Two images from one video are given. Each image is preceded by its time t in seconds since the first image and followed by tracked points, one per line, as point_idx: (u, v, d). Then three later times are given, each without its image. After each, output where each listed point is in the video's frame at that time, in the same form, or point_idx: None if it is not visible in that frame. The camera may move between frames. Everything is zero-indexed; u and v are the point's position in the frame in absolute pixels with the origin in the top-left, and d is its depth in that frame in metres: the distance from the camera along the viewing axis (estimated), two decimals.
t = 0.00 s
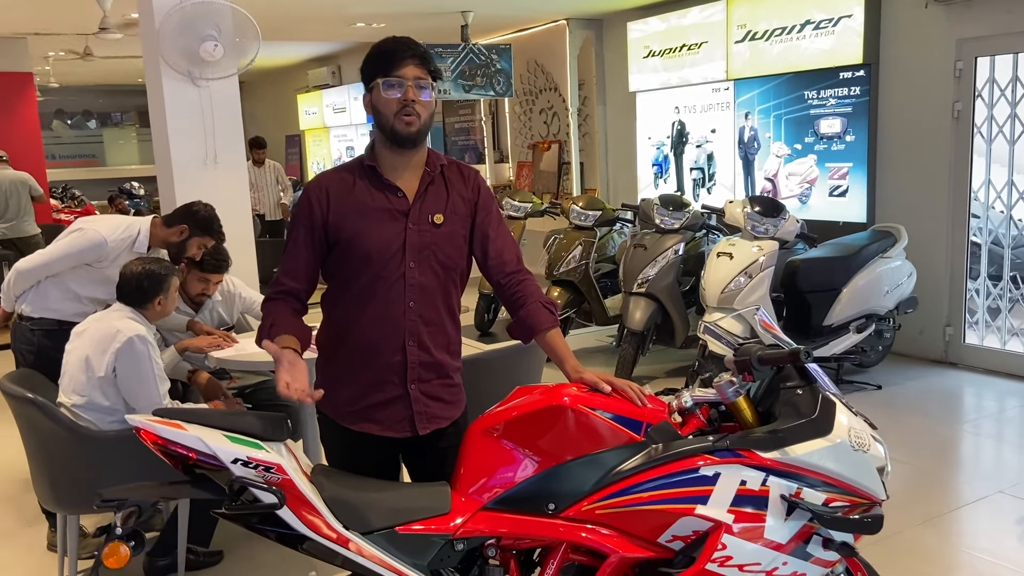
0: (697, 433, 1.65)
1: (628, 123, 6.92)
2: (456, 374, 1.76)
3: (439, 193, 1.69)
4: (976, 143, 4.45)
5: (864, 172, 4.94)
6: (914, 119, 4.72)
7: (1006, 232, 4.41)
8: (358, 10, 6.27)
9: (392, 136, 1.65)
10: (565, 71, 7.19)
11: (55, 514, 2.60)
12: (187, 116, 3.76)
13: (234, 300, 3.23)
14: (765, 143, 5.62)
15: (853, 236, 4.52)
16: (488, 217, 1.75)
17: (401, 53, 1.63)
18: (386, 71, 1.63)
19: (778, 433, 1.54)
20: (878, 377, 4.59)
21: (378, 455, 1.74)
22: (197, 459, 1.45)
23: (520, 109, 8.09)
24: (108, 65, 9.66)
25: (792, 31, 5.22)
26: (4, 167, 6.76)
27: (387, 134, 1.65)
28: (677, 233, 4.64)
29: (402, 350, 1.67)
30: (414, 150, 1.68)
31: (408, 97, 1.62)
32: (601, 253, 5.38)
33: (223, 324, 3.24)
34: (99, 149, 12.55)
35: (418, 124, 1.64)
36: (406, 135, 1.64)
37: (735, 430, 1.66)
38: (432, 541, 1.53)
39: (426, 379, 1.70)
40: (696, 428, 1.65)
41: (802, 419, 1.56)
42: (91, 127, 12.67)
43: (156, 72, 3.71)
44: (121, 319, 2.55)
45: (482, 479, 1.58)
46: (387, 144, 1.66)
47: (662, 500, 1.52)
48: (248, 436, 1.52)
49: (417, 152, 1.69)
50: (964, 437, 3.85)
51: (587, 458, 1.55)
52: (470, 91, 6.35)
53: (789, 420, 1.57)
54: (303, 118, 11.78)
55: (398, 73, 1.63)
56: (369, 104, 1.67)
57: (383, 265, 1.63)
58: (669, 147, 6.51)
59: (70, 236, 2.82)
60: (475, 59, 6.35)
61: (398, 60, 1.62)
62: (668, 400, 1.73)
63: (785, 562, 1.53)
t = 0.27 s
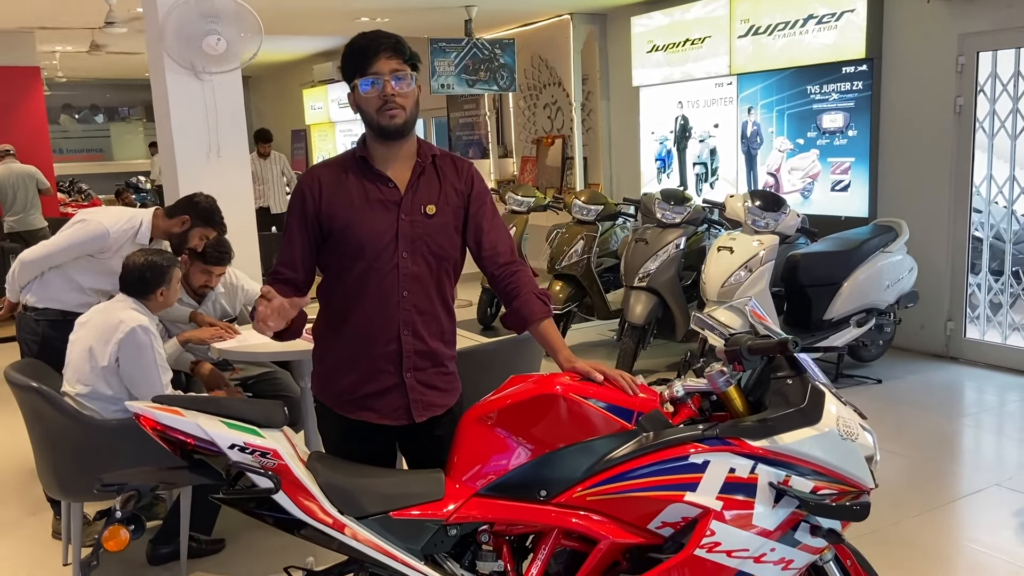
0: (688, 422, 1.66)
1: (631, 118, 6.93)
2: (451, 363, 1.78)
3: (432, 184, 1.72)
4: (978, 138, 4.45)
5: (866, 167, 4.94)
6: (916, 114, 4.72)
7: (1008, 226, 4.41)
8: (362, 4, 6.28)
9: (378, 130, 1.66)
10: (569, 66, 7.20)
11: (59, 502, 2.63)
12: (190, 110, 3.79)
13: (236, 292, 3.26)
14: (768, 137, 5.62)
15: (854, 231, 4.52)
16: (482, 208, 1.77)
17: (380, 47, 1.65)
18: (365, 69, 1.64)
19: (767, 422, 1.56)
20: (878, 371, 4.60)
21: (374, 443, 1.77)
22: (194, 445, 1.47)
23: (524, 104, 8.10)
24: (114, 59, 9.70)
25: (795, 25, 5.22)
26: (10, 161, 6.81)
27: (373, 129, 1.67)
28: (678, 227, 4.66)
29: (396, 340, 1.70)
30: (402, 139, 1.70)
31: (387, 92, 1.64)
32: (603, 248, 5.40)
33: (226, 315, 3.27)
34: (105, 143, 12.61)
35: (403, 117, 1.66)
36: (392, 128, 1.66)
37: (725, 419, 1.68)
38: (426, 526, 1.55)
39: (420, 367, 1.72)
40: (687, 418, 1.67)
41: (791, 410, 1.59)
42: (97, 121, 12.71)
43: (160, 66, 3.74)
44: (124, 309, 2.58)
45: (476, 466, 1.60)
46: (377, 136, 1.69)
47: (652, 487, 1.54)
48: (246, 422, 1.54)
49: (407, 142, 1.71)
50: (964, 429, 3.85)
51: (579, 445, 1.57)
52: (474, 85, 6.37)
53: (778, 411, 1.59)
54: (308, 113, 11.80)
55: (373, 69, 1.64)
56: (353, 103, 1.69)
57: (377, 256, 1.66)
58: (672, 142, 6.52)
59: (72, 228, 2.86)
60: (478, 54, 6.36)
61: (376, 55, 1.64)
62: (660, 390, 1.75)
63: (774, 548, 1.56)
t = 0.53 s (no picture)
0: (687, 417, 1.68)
1: (635, 115, 6.94)
2: (451, 358, 1.80)
3: (431, 180, 1.74)
4: (982, 135, 4.45)
5: (869, 164, 4.94)
6: (920, 112, 4.72)
7: (1011, 224, 4.41)
8: (367, 1, 6.30)
9: (368, 130, 1.69)
10: (573, 63, 7.21)
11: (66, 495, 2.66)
12: (196, 106, 3.82)
13: (242, 288, 3.29)
14: (772, 135, 5.62)
15: (858, 228, 4.53)
16: (481, 204, 1.79)
17: (364, 46, 1.66)
18: (348, 69, 1.66)
19: (764, 417, 1.58)
20: (881, 368, 4.61)
21: (376, 437, 1.79)
22: (199, 437, 1.50)
23: (529, 101, 8.11)
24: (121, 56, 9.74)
25: (799, 23, 5.22)
26: (18, 157, 6.85)
27: (363, 129, 1.70)
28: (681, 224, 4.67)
29: (398, 335, 1.72)
30: (398, 136, 1.72)
31: (372, 91, 1.66)
32: (607, 244, 5.41)
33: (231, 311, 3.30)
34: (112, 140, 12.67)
35: (389, 115, 1.68)
36: (381, 127, 1.68)
37: (724, 413, 1.70)
38: (427, 518, 1.58)
39: (422, 362, 1.75)
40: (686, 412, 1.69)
41: (787, 405, 1.60)
42: (104, 117, 12.78)
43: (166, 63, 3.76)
44: (131, 304, 2.62)
45: (477, 459, 1.62)
46: (372, 135, 1.71)
47: (651, 480, 1.56)
48: (251, 415, 1.57)
49: (403, 139, 1.74)
50: (966, 426, 3.86)
51: (579, 439, 1.59)
52: (479, 82, 6.39)
53: (775, 406, 1.61)
54: (314, 110, 11.83)
55: (357, 68, 1.65)
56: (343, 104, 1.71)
57: (378, 253, 1.68)
58: (677, 139, 6.53)
59: (77, 222, 2.89)
60: (483, 51, 6.38)
61: (360, 54, 1.65)
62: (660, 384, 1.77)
63: (771, 541, 1.57)
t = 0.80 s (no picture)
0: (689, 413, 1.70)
1: (639, 112, 6.94)
2: (454, 354, 1.82)
3: (431, 177, 1.75)
4: (986, 133, 4.45)
5: (873, 162, 4.94)
6: (923, 110, 4.72)
7: (1014, 222, 4.41)
8: None
9: (369, 125, 1.70)
10: (577, 60, 7.21)
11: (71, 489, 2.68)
12: (201, 103, 3.83)
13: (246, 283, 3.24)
14: (775, 132, 5.62)
15: (861, 226, 4.53)
16: (482, 200, 1.80)
17: (368, 41, 1.67)
18: (352, 64, 1.67)
19: (765, 412, 1.59)
20: (883, 366, 4.62)
21: (379, 432, 1.80)
22: (205, 431, 1.51)
23: (533, 98, 8.11)
24: (126, 53, 9.77)
25: (804, 21, 5.22)
26: (24, 153, 6.88)
27: (365, 125, 1.71)
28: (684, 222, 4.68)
29: (401, 333, 1.73)
30: (398, 134, 1.73)
31: (374, 86, 1.66)
32: (610, 242, 5.42)
33: (236, 307, 3.24)
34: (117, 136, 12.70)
35: (391, 111, 1.69)
36: (381, 122, 1.69)
37: (725, 409, 1.72)
38: (430, 512, 1.59)
39: (426, 359, 1.76)
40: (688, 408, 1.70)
41: (789, 401, 1.61)
42: (109, 114, 12.82)
43: (171, 60, 3.78)
44: (137, 298, 2.63)
45: (480, 454, 1.64)
46: (372, 131, 1.72)
47: (652, 475, 1.57)
48: (256, 410, 1.58)
49: (404, 136, 1.75)
50: (967, 423, 3.86)
51: (581, 434, 1.60)
52: (483, 80, 6.41)
53: (776, 401, 1.62)
54: (318, 107, 11.85)
55: (362, 64, 1.66)
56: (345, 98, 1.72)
57: (380, 250, 1.69)
58: (680, 137, 6.53)
59: (77, 218, 2.90)
60: (487, 48, 6.39)
61: (363, 49, 1.66)
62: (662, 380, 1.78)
63: (772, 536, 1.59)
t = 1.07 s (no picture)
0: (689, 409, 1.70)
1: (641, 109, 6.94)
2: (456, 351, 1.82)
3: (430, 174, 1.75)
4: (987, 131, 4.45)
5: (875, 159, 4.94)
6: (925, 108, 4.72)
7: (1016, 220, 4.42)
8: None
9: (368, 121, 1.69)
10: (579, 57, 7.21)
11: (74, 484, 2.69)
12: (203, 99, 3.84)
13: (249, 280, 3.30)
14: (777, 130, 5.61)
15: (862, 224, 4.53)
16: (482, 196, 1.80)
17: (367, 37, 1.67)
18: (351, 60, 1.67)
19: (766, 409, 1.60)
20: (884, 363, 4.62)
21: (380, 428, 1.81)
22: (208, 426, 1.51)
23: (534, 95, 8.11)
24: (128, 49, 9.77)
25: (806, 18, 5.21)
26: (26, 149, 6.89)
27: (363, 121, 1.70)
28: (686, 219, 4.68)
29: (403, 331, 1.74)
30: (396, 131, 1.73)
31: (373, 82, 1.66)
32: (612, 239, 5.43)
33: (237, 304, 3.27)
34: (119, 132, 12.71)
35: (391, 107, 1.69)
36: (380, 119, 1.68)
37: (726, 406, 1.72)
38: (432, 507, 1.60)
39: (428, 357, 1.77)
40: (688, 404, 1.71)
41: (789, 398, 1.62)
42: (111, 110, 12.84)
43: (173, 56, 3.78)
44: (140, 294, 2.64)
45: (482, 450, 1.65)
46: (369, 129, 1.72)
47: (653, 471, 1.58)
48: (258, 405, 1.58)
49: (401, 133, 1.75)
50: (968, 421, 3.87)
51: (581, 430, 1.61)
52: (485, 77, 6.41)
53: (776, 398, 1.63)
54: (320, 104, 11.86)
55: (360, 60, 1.67)
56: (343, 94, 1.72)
57: (380, 250, 1.70)
58: (682, 134, 6.53)
59: (76, 215, 2.89)
60: (490, 45, 6.39)
61: (362, 46, 1.66)
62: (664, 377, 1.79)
63: (772, 532, 1.59)
